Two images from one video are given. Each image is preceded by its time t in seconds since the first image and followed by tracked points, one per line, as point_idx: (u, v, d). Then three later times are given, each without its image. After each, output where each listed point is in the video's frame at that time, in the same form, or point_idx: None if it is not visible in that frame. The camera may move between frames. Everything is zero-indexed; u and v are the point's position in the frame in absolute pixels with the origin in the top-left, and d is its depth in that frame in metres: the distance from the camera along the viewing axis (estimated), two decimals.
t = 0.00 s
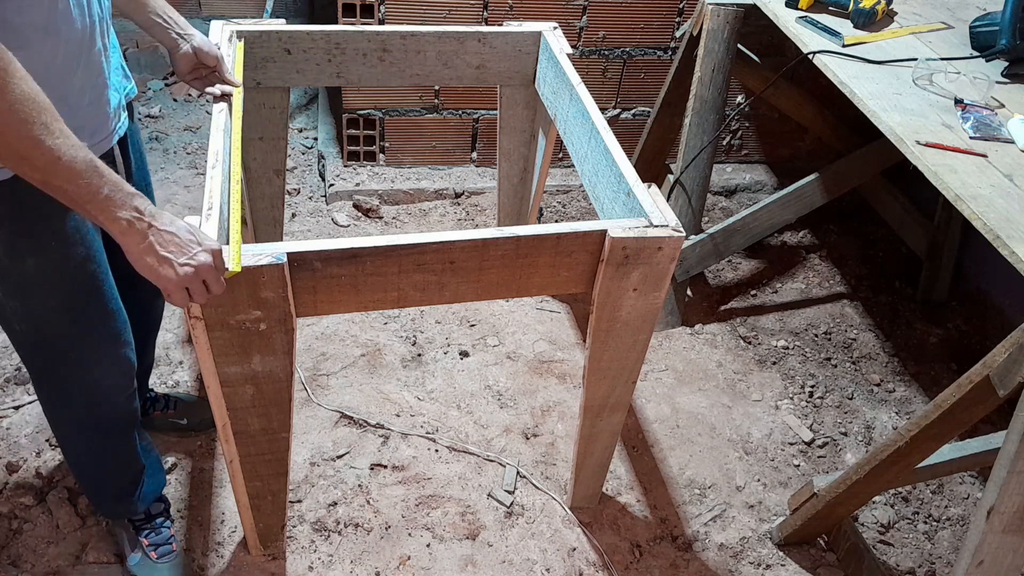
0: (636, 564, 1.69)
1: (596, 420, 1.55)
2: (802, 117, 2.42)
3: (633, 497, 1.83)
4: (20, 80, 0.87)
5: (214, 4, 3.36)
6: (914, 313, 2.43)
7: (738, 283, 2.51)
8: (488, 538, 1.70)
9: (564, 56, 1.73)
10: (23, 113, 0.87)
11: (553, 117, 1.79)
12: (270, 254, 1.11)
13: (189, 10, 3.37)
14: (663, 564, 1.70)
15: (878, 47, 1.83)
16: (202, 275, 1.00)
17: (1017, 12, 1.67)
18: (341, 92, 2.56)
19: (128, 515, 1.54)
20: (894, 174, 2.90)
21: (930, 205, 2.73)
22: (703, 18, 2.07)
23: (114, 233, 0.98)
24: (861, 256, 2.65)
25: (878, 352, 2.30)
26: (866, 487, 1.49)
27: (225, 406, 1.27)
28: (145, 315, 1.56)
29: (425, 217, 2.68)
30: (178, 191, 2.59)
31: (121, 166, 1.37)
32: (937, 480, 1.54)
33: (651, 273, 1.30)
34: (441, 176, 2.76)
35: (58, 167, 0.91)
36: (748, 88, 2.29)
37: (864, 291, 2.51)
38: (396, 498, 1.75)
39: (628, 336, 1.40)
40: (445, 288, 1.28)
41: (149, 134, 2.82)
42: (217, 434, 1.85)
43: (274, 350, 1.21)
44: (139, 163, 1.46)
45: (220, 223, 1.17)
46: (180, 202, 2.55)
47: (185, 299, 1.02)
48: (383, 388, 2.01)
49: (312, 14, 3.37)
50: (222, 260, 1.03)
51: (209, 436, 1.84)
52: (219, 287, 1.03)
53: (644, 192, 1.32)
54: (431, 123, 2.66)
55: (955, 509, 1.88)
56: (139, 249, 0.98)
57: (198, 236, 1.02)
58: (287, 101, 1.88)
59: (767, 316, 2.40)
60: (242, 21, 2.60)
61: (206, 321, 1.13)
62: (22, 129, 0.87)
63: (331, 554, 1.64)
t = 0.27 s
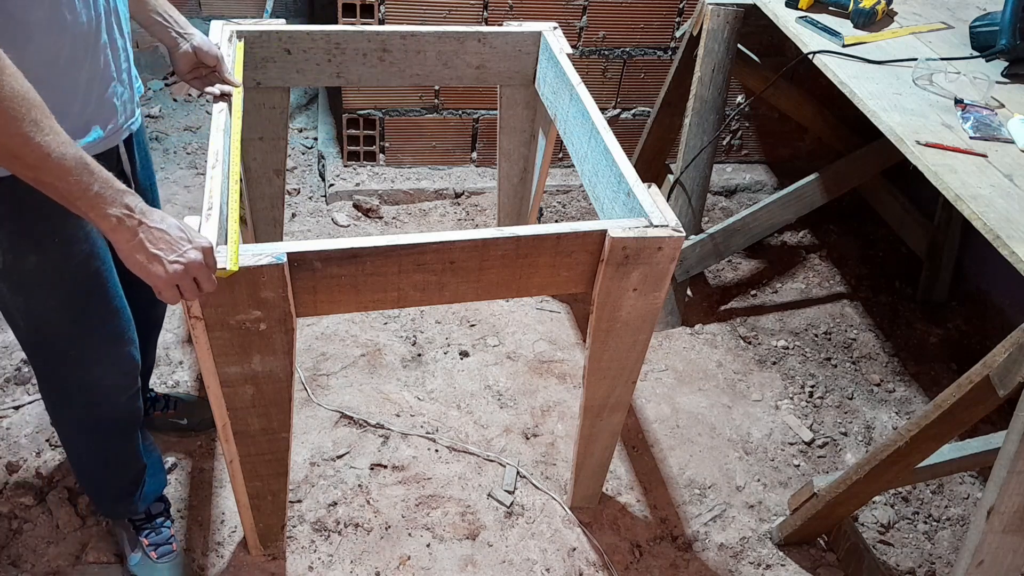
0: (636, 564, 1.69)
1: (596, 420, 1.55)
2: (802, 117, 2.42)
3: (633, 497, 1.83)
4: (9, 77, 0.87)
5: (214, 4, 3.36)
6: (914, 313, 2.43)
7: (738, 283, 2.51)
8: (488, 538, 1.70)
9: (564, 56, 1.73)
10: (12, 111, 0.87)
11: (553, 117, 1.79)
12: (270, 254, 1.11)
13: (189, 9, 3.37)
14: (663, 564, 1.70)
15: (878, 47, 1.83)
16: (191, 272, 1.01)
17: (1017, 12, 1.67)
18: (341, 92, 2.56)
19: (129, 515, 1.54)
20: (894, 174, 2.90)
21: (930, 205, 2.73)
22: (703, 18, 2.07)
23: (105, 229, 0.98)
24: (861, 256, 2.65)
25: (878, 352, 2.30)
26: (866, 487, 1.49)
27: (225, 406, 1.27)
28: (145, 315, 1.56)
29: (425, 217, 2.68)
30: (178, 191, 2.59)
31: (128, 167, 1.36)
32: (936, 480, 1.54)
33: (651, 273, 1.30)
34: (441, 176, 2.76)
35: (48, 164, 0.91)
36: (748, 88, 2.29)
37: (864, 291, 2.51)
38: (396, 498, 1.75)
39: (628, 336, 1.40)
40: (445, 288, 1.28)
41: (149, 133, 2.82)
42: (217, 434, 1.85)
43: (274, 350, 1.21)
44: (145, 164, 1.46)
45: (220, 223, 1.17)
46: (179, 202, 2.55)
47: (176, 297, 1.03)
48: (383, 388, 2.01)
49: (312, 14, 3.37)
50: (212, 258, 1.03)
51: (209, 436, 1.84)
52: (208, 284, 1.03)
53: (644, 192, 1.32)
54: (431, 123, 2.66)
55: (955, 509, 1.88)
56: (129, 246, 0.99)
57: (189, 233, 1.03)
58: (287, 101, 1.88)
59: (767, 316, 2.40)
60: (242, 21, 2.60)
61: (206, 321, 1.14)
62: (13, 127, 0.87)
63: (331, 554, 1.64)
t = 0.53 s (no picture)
0: (636, 564, 1.69)
1: (596, 420, 1.55)
2: (802, 117, 2.42)
3: (633, 497, 1.83)
4: None
5: (214, 4, 3.36)
6: (914, 313, 2.43)
7: (738, 283, 2.51)
8: (488, 538, 1.70)
9: (564, 56, 1.73)
10: None
11: (553, 117, 1.79)
12: (270, 254, 1.11)
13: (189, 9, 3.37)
14: (663, 564, 1.70)
15: (878, 47, 1.83)
16: (174, 272, 1.01)
17: (1017, 12, 1.67)
18: (341, 92, 2.56)
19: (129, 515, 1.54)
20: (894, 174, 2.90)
21: (930, 205, 2.73)
22: (703, 18, 2.07)
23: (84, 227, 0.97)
24: (861, 256, 2.65)
25: (878, 352, 2.30)
26: (866, 487, 1.49)
27: (225, 406, 1.27)
28: (146, 315, 1.56)
29: (425, 217, 2.68)
30: (178, 191, 2.59)
31: (128, 170, 1.37)
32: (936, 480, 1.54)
33: (651, 273, 1.30)
34: (441, 176, 2.76)
35: (24, 165, 0.91)
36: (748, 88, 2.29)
37: (864, 291, 2.51)
38: (396, 498, 1.75)
39: (628, 336, 1.40)
40: (445, 288, 1.28)
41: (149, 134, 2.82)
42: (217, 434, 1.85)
43: (274, 350, 1.21)
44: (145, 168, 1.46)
45: (220, 223, 1.17)
46: (179, 202, 2.55)
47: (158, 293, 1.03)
48: (383, 388, 2.01)
49: (312, 14, 3.37)
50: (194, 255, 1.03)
51: (209, 436, 1.84)
52: (191, 282, 1.04)
53: (644, 192, 1.32)
54: (431, 123, 2.66)
55: (954, 509, 1.88)
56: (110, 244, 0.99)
57: (171, 231, 1.02)
58: (287, 101, 1.88)
59: (767, 316, 2.40)
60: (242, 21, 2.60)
61: (206, 321, 1.14)
62: None
63: (331, 554, 1.64)
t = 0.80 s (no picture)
0: (636, 564, 1.69)
1: (596, 420, 1.55)
2: (802, 117, 2.42)
3: (633, 497, 1.83)
4: None
5: (214, 3, 3.36)
6: (914, 313, 2.43)
7: (738, 283, 2.51)
8: (488, 538, 1.70)
9: (564, 56, 1.73)
10: None
11: (553, 117, 1.79)
12: (270, 254, 1.11)
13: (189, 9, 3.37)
14: (663, 564, 1.70)
15: (878, 47, 1.83)
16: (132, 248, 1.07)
17: (1017, 12, 1.67)
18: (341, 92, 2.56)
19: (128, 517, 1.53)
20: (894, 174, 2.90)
21: (930, 205, 2.73)
22: (703, 18, 2.07)
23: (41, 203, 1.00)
24: (861, 256, 2.65)
25: (878, 352, 2.30)
26: (866, 487, 1.49)
27: (225, 406, 1.27)
28: (146, 315, 1.55)
29: (425, 217, 2.68)
30: (178, 191, 2.59)
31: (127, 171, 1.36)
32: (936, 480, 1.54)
33: (651, 273, 1.30)
34: (441, 176, 2.76)
35: None
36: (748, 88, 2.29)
37: (864, 291, 2.51)
38: (396, 498, 1.75)
39: (628, 336, 1.40)
40: (445, 288, 1.28)
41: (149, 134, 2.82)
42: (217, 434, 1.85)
43: (274, 350, 1.21)
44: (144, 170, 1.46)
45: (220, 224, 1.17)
46: (180, 202, 2.55)
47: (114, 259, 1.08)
48: (383, 388, 2.01)
49: (312, 14, 3.37)
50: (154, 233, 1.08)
51: (209, 436, 1.84)
52: (150, 240, 1.11)
53: (644, 192, 1.32)
54: (431, 123, 2.66)
55: (955, 509, 1.88)
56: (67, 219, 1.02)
57: (128, 210, 1.06)
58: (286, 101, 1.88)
59: (767, 316, 2.40)
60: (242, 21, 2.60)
61: (206, 321, 1.14)
62: None
63: (331, 554, 1.64)
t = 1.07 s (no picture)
0: (636, 564, 1.69)
1: (596, 420, 1.55)
2: (802, 117, 2.42)
3: (633, 497, 1.83)
4: None
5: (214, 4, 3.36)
6: (914, 313, 2.43)
7: (738, 283, 2.51)
8: (488, 538, 1.70)
9: (564, 56, 1.73)
10: None
11: (553, 117, 1.79)
12: (270, 254, 1.11)
13: (189, 10, 3.37)
14: (663, 564, 1.70)
15: (878, 47, 1.83)
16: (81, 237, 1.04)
17: (1017, 12, 1.67)
18: (341, 92, 2.56)
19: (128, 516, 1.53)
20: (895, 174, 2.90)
21: (930, 205, 2.73)
22: (703, 18, 2.07)
23: None
24: (861, 256, 2.65)
25: (878, 352, 2.30)
26: (866, 487, 1.49)
27: (225, 406, 1.27)
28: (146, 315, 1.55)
29: (425, 217, 2.68)
30: (179, 191, 2.59)
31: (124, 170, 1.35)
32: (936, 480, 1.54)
33: (651, 273, 1.30)
34: (441, 176, 2.76)
35: None
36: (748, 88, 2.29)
37: (864, 291, 2.51)
38: (396, 498, 1.75)
39: (627, 336, 1.40)
40: (445, 288, 1.28)
41: (149, 134, 2.82)
42: (217, 434, 1.85)
43: (274, 350, 1.21)
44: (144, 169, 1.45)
45: (220, 223, 1.18)
46: (180, 202, 2.55)
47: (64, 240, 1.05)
48: (382, 388, 2.01)
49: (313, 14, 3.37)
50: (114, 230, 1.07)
51: (209, 436, 1.84)
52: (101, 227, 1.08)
53: (644, 192, 1.32)
54: (430, 123, 2.66)
55: (955, 509, 1.88)
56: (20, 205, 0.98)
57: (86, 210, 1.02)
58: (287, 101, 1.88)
59: (767, 316, 2.40)
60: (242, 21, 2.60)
61: (207, 321, 1.14)
62: None
63: (331, 554, 1.64)
